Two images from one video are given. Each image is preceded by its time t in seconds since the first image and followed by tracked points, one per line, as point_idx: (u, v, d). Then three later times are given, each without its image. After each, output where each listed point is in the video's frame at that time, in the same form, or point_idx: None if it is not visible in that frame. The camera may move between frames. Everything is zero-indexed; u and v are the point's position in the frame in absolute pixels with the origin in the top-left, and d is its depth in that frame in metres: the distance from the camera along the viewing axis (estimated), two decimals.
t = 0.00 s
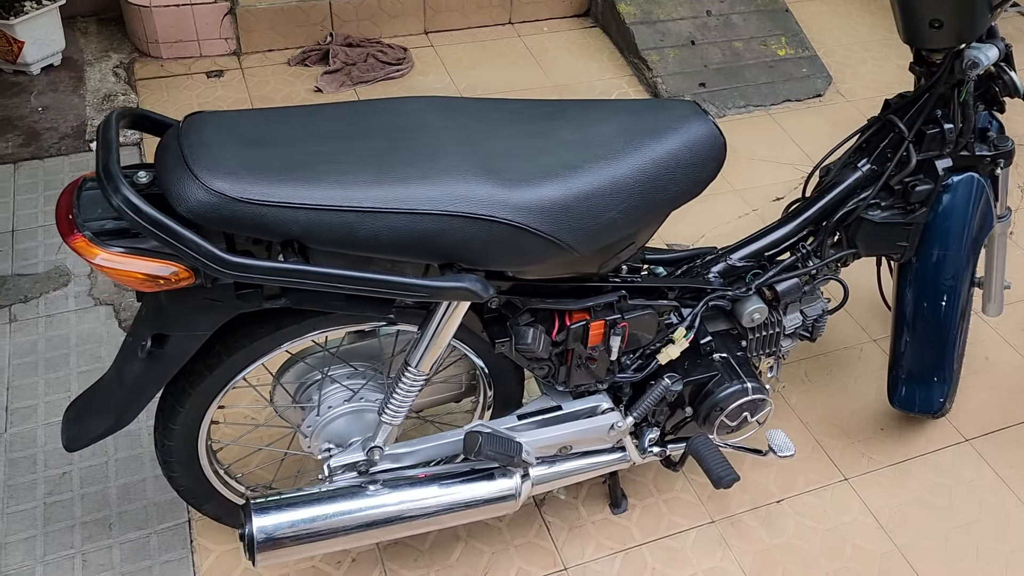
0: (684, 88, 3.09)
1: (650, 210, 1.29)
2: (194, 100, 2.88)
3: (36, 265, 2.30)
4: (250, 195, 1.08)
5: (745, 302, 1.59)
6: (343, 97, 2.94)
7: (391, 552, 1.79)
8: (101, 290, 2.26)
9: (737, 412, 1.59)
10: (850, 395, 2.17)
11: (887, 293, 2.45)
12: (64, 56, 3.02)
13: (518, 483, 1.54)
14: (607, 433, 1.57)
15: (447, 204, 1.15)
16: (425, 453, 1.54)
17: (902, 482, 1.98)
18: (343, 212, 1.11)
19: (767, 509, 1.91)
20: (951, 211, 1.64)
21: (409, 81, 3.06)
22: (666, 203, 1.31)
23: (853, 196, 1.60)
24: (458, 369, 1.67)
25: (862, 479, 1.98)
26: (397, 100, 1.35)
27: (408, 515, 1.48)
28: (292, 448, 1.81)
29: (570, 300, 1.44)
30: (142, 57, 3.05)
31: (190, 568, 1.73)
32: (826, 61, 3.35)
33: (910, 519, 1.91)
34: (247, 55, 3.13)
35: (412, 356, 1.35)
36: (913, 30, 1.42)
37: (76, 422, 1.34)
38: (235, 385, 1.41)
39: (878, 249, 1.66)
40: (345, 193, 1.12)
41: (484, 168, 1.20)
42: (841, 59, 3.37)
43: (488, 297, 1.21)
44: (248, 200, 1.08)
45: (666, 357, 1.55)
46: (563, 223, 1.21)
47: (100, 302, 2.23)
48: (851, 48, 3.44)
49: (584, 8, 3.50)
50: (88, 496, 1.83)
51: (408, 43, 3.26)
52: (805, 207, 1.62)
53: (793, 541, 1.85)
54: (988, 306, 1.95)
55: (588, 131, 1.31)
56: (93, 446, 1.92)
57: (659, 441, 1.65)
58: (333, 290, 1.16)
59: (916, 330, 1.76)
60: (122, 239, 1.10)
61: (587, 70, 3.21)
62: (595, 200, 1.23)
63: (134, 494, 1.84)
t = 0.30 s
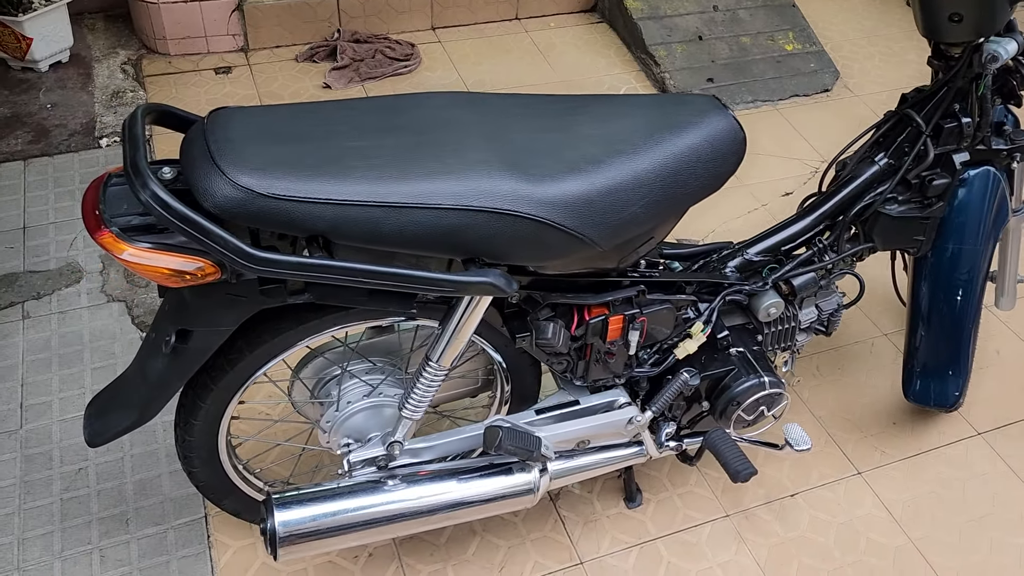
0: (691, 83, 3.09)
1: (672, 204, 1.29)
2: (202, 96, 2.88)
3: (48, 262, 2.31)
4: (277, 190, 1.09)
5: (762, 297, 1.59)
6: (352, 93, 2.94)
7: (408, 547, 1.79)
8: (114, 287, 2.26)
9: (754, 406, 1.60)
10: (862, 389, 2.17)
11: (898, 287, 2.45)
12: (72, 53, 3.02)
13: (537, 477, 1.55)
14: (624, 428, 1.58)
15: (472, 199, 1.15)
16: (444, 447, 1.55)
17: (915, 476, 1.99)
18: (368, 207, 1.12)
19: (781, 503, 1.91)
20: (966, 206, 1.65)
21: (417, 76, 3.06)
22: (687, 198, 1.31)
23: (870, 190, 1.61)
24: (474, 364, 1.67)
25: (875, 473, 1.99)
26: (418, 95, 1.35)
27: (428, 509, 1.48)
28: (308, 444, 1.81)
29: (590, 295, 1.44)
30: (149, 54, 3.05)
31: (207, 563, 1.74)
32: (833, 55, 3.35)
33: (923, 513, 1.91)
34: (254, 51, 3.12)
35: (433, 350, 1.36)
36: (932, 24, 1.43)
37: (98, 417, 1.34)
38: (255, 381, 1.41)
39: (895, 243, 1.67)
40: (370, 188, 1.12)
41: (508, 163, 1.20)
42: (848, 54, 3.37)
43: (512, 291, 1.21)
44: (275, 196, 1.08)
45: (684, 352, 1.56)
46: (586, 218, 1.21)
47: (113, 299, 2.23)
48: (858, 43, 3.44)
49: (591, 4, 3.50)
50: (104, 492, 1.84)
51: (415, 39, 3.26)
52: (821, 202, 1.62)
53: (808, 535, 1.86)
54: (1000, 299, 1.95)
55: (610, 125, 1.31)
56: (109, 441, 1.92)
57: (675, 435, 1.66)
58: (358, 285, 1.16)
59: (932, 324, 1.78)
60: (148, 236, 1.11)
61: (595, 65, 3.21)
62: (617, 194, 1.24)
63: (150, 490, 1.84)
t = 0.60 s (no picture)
0: (697, 79, 3.10)
1: (687, 197, 1.30)
2: (208, 93, 2.88)
3: (57, 259, 2.31)
4: (297, 184, 1.09)
5: (773, 290, 1.60)
6: (358, 90, 2.95)
7: (420, 541, 1.80)
8: (123, 283, 2.26)
9: (766, 399, 1.60)
10: (871, 382, 2.18)
11: (906, 281, 2.46)
12: (78, 50, 3.03)
13: (550, 471, 1.55)
14: (637, 421, 1.59)
15: (490, 193, 1.16)
16: (458, 442, 1.56)
17: (924, 469, 1.99)
18: (388, 201, 1.12)
19: (791, 496, 1.92)
20: (976, 199, 1.66)
21: (423, 73, 3.07)
22: (702, 192, 1.32)
23: (881, 184, 1.61)
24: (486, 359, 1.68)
25: (884, 466, 1.99)
26: (433, 90, 1.35)
27: (442, 503, 1.48)
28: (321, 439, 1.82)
29: (603, 289, 1.45)
30: (155, 51, 3.05)
31: (221, 557, 1.74)
32: (837, 51, 3.36)
33: (932, 506, 1.92)
34: (260, 48, 3.13)
35: (448, 344, 1.36)
36: (944, 18, 1.43)
37: (116, 412, 1.35)
38: (271, 376, 1.41)
39: (905, 236, 1.67)
40: (389, 182, 1.13)
41: (525, 157, 1.21)
42: (853, 49, 3.38)
43: (529, 285, 1.22)
44: (295, 190, 1.09)
45: (696, 345, 1.57)
46: (603, 212, 1.22)
47: (122, 295, 2.23)
48: (863, 38, 3.45)
49: None
50: (117, 488, 1.84)
51: (420, 36, 3.26)
52: (832, 196, 1.63)
53: (817, 528, 1.86)
54: (1008, 293, 1.96)
55: (625, 120, 1.32)
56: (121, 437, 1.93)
57: (687, 429, 1.66)
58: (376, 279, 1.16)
59: (942, 318, 1.79)
60: (168, 230, 1.12)
61: (600, 62, 3.22)
62: (633, 188, 1.24)
63: (162, 485, 1.85)
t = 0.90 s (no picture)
0: (700, 75, 3.11)
1: (696, 192, 1.31)
2: (212, 91, 2.89)
3: (64, 256, 2.32)
4: (311, 179, 1.10)
5: (779, 284, 1.60)
6: (362, 87, 2.95)
7: (428, 535, 1.81)
8: (130, 280, 2.27)
9: (772, 393, 1.61)
10: (875, 376, 2.19)
11: (909, 275, 2.46)
12: (82, 48, 3.03)
13: (558, 465, 1.56)
14: (644, 415, 1.60)
15: (502, 187, 1.16)
16: (467, 436, 1.58)
17: (928, 463, 2.00)
18: (400, 195, 1.13)
19: (797, 489, 1.93)
20: (981, 193, 1.67)
21: (426, 70, 3.07)
22: (710, 186, 1.32)
23: (887, 178, 1.62)
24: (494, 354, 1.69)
25: (889, 460, 2.00)
26: (442, 86, 1.36)
27: (451, 496, 1.49)
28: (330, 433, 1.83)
29: (612, 283, 1.45)
30: (159, 49, 3.06)
31: (230, 552, 1.75)
32: (839, 47, 3.36)
33: (937, 499, 1.93)
34: (264, 46, 3.13)
35: (458, 339, 1.37)
36: (950, 12, 1.44)
37: (128, 408, 1.36)
38: (281, 371, 1.42)
39: (911, 230, 1.68)
40: (401, 177, 1.14)
41: (535, 152, 1.22)
42: (855, 46, 3.38)
43: (539, 279, 1.23)
44: (308, 185, 1.10)
45: (703, 340, 1.57)
46: (613, 206, 1.23)
47: (129, 292, 2.24)
48: (864, 34, 3.46)
49: None
50: (126, 483, 1.85)
51: (423, 33, 3.27)
52: (838, 190, 1.64)
53: (823, 521, 1.87)
54: (1012, 286, 1.97)
55: (634, 115, 1.33)
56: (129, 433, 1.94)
57: (693, 423, 1.67)
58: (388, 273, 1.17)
59: (947, 311, 1.80)
60: (181, 225, 1.12)
61: (602, 58, 3.22)
62: (643, 182, 1.25)
63: (171, 481, 1.86)
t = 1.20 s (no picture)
0: (700, 72, 3.12)
1: (699, 186, 1.32)
2: (215, 89, 2.90)
3: (69, 254, 2.33)
4: (320, 173, 1.11)
5: (782, 278, 1.61)
6: (363, 85, 2.96)
7: (433, 528, 1.82)
8: (135, 278, 2.28)
9: (775, 385, 1.62)
10: (875, 370, 2.20)
11: (909, 270, 2.48)
12: (85, 48, 3.04)
13: (563, 458, 1.57)
14: (648, 408, 1.60)
15: (508, 181, 1.18)
16: (472, 429, 1.58)
17: (929, 456, 2.02)
18: (408, 189, 1.14)
19: (800, 482, 1.94)
20: (982, 186, 1.68)
21: (427, 68, 3.08)
22: (713, 180, 1.34)
23: (889, 172, 1.63)
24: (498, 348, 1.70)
25: (891, 453, 2.02)
26: (447, 82, 1.37)
27: (456, 489, 1.50)
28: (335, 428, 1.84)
29: (616, 277, 1.47)
30: (161, 48, 3.07)
31: (237, 546, 1.76)
32: (839, 44, 3.37)
33: (939, 492, 1.94)
34: (265, 44, 3.14)
35: (463, 332, 1.37)
36: (951, 7, 1.46)
37: (137, 402, 1.37)
38: (289, 365, 1.43)
39: (912, 223, 1.69)
40: (409, 170, 1.15)
41: (540, 146, 1.23)
42: (854, 42, 3.39)
43: (545, 272, 1.24)
44: (317, 179, 1.11)
45: (707, 333, 1.58)
46: (617, 199, 1.24)
47: (134, 290, 2.25)
48: (863, 31, 3.47)
49: None
50: (133, 479, 1.86)
51: (424, 31, 3.28)
52: (840, 184, 1.65)
53: (826, 513, 1.89)
54: (1013, 280, 1.98)
55: (638, 109, 1.34)
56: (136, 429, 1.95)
57: (697, 416, 1.68)
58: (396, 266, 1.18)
59: (948, 305, 1.81)
60: (191, 219, 1.13)
61: (603, 56, 3.23)
62: (647, 176, 1.26)
63: (177, 476, 1.87)
